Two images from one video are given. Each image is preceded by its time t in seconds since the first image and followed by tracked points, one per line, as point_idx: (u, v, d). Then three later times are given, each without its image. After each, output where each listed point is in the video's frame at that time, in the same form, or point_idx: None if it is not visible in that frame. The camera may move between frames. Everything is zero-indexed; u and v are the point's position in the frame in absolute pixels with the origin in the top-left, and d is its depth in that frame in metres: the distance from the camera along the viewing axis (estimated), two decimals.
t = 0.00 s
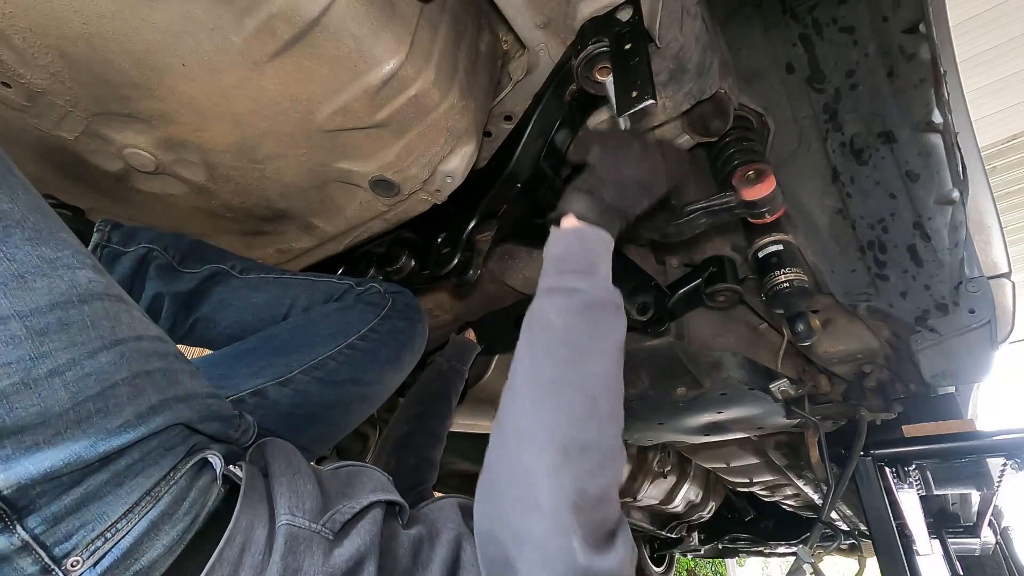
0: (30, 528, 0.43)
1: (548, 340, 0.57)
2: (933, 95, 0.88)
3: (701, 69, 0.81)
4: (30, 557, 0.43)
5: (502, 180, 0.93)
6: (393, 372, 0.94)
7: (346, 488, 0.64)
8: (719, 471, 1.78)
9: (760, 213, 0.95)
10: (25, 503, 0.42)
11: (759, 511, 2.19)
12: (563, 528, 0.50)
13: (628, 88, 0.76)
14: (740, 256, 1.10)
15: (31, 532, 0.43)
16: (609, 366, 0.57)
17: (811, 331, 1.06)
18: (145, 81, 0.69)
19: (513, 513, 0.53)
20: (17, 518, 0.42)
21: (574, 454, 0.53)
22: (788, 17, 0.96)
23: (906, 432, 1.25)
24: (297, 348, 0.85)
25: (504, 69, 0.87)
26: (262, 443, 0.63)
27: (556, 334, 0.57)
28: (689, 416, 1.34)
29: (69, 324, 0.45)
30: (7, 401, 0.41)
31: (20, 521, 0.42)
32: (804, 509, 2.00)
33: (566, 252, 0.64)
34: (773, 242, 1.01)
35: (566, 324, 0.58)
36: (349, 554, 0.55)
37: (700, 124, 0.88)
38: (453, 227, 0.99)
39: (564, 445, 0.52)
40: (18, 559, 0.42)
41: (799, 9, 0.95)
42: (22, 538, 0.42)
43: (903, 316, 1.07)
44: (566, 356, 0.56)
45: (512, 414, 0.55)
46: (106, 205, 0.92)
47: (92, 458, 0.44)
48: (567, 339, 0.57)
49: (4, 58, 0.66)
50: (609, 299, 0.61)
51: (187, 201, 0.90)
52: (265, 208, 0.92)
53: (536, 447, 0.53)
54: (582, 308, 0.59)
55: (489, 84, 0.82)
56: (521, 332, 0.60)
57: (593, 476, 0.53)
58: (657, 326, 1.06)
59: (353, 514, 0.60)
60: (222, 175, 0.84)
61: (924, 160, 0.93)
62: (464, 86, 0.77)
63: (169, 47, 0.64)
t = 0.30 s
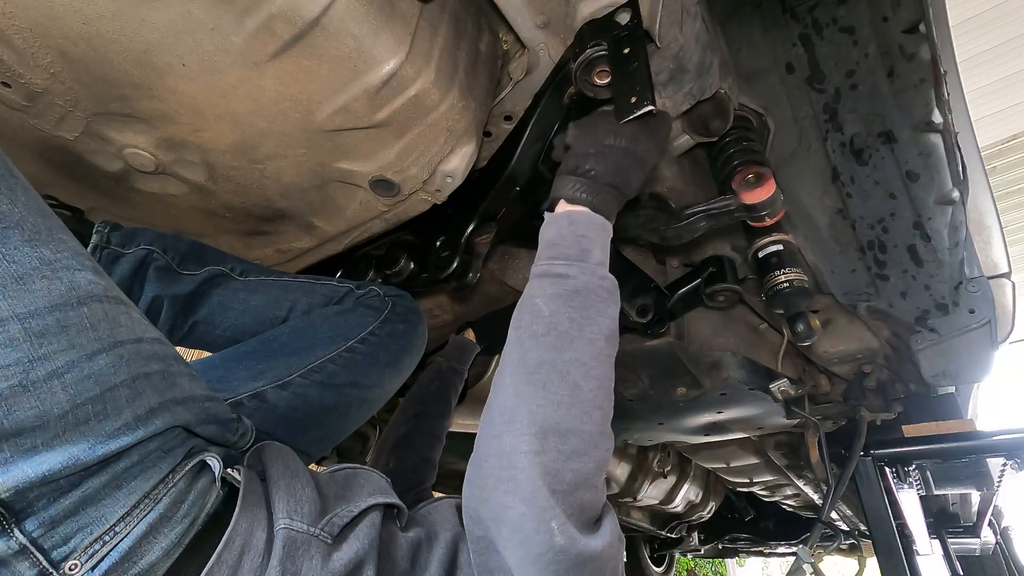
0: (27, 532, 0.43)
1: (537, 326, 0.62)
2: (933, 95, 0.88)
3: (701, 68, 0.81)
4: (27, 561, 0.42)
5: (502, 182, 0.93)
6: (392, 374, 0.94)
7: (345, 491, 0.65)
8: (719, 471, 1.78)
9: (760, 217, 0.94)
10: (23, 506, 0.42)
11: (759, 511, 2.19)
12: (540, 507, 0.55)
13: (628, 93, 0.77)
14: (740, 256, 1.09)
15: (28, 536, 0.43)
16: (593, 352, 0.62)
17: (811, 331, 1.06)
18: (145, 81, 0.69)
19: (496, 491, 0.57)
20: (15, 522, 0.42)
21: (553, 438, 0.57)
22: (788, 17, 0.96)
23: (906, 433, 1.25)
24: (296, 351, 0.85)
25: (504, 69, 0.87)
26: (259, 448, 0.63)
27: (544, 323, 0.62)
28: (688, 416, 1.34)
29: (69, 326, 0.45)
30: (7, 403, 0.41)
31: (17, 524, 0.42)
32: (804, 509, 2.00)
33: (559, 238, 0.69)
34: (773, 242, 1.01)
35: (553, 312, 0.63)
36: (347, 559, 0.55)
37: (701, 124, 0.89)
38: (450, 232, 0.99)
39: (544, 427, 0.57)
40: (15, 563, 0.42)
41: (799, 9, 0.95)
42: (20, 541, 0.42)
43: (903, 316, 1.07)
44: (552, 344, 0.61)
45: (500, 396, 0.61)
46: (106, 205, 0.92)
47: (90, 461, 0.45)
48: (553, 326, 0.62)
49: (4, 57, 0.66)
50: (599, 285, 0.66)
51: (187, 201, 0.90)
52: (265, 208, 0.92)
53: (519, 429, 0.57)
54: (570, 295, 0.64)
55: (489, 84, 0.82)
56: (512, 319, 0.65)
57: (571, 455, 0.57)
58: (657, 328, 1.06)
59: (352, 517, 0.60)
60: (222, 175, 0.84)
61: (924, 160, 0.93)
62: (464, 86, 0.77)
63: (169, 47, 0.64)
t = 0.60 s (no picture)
0: (28, 530, 0.43)
1: (545, 337, 0.62)
2: (933, 95, 0.89)
3: (701, 68, 0.81)
4: (27, 560, 0.42)
5: (503, 183, 0.93)
6: (391, 375, 0.94)
7: (345, 490, 0.65)
8: (719, 471, 1.78)
9: (761, 220, 0.94)
10: (24, 505, 0.43)
11: (759, 511, 2.19)
12: (542, 522, 0.55)
13: (628, 97, 0.77)
14: (740, 256, 1.10)
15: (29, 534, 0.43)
16: (600, 365, 0.62)
17: (811, 331, 1.06)
18: (145, 81, 0.69)
19: (498, 503, 0.58)
20: (16, 520, 0.42)
21: (558, 453, 0.58)
22: (788, 17, 0.96)
23: (906, 433, 1.25)
24: (296, 353, 0.85)
25: (504, 69, 0.87)
26: (259, 449, 0.63)
27: (552, 334, 0.62)
28: (688, 416, 1.34)
29: (69, 325, 0.45)
30: (7, 402, 0.41)
31: (18, 523, 0.42)
32: (804, 509, 2.00)
33: (568, 246, 0.68)
34: (773, 242, 1.01)
35: (561, 324, 0.62)
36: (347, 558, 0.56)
37: (701, 124, 0.89)
38: (450, 232, 0.99)
39: (549, 441, 0.58)
40: (16, 562, 0.42)
41: (799, 8, 0.95)
42: (21, 540, 0.42)
43: (903, 316, 1.07)
44: (560, 357, 0.61)
45: (505, 408, 0.61)
46: (106, 205, 0.92)
47: (90, 461, 0.45)
48: (561, 338, 0.62)
49: (4, 58, 0.66)
50: (608, 296, 0.65)
51: (186, 201, 0.90)
52: (265, 208, 0.92)
53: (524, 443, 0.58)
54: (579, 306, 0.64)
55: (489, 84, 0.82)
56: (519, 327, 0.64)
57: (574, 470, 0.58)
58: (658, 328, 1.06)
59: (353, 517, 0.60)
60: (222, 175, 0.84)
61: (924, 160, 0.93)
62: (464, 86, 0.77)
63: (169, 47, 0.64)
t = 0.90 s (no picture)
0: (27, 527, 0.43)
1: (537, 325, 0.61)
2: (933, 95, 0.89)
3: (701, 68, 0.81)
4: (26, 556, 0.42)
5: (503, 183, 0.93)
6: (390, 375, 0.94)
7: (344, 487, 0.64)
8: (719, 471, 1.78)
9: (760, 219, 0.93)
10: (22, 501, 0.43)
11: (759, 511, 2.19)
12: (542, 505, 0.54)
13: (628, 96, 0.77)
14: (740, 256, 1.10)
15: (27, 531, 0.43)
16: (594, 350, 0.61)
17: (811, 330, 1.06)
18: (145, 81, 0.69)
19: (498, 489, 0.57)
20: (14, 517, 0.42)
21: (555, 437, 0.57)
22: (788, 17, 0.96)
23: (906, 433, 1.25)
24: (294, 352, 0.85)
25: (504, 69, 0.87)
26: (259, 446, 0.63)
27: (544, 320, 0.61)
28: (688, 416, 1.34)
29: (68, 323, 0.45)
30: (6, 399, 0.41)
31: (16, 520, 0.42)
32: (804, 509, 2.00)
33: (556, 237, 0.68)
34: (773, 241, 1.01)
35: (553, 311, 0.62)
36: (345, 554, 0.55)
37: (701, 124, 0.89)
38: (450, 232, 0.99)
39: (546, 425, 0.57)
40: (14, 558, 0.42)
41: (799, 8, 0.95)
42: (19, 536, 0.42)
43: (903, 316, 1.07)
44: (553, 343, 0.60)
45: (499, 395, 0.60)
46: (105, 205, 0.92)
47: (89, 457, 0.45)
48: (553, 325, 0.61)
49: (4, 58, 0.66)
50: (597, 282, 0.65)
51: (186, 201, 0.90)
52: (265, 208, 0.92)
53: (521, 428, 0.57)
54: (569, 293, 0.63)
55: (489, 84, 0.82)
56: (511, 317, 0.64)
57: (571, 454, 0.57)
58: (658, 329, 1.07)
59: (352, 512, 0.60)
60: (222, 175, 0.84)
61: (924, 160, 0.93)
62: (464, 86, 0.77)
63: (169, 47, 0.64)
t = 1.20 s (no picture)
0: (29, 526, 0.43)
1: (550, 287, 0.63)
2: (933, 95, 0.88)
3: (701, 69, 0.81)
4: (29, 555, 0.43)
5: (503, 183, 0.93)
6: (389, 378, 0.94)
7: (347, 485, 0.65)
8: (719, 471, 1.78)
9: (761, 221, 0.92)
10: (24, 501, 0.43)
11: (759, 511, 2.19)
12: (565, 445, 0.55)
13: (630, 99, 0.75)
14: (740, 256, 1.10)
15: (30, 530, 0.43)
16: (599, 312, 0.64)
17: (811, 331, 1.06)
18: (145, 81, 0.69)
19: (520, 436, 0.57)
20: (17, 516, 0.42)
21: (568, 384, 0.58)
22: (788, 17, 0.96)
23: (907, 433, 1.25)
24: (294, 353, 0.85)
25: (504, 69, 0.87)
26: (259, 444, 0.63)
27: (554, 282, 0.64)
28: (688, 416, 1.34)
29: (69, 322, 0.45)
30: (7, 399, 0.41)
31: (19, 519, 0.42)
32: (804, 509, 2.00)
33: (562, 211, 0.71)
34: (773, 242, 1.01)
35: (563, 275, 0.64)
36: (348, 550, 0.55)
37: (701, 124, 0.89)
38: (450, 234, 0.99)
39: (563, 372, 0.58)
40: (17, 557, 0.42)
41: (799, 9, 0.95)
42: (22, 536, 0.42)
43: (903, 316, 1.07)
44: (565, 302, 0.63)
45: (515, 349, 0.61)
46: (105, 205, 0.92)
47: (91, 457, 0.45)
48: (564, 287, 0.63)
49: (4, 57, 0.66)
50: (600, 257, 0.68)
51: (187, 201, 0.90)
52: (265, 208, 0.92)
53: (541, 373, 0.58)
54: (576, 261, 0.66)
55: (489, 84, 0.82)
56: (521, 282, 0.65)
57: (584, 401, 0.59)
58: (658, 330, 1.07)
59: (355, 507, 0.60)
60: (222, 175, 0.84)
61: (924, 160, 0.93)
62: (464, 86, 0.77)
63: (169, 47, 0.64)
